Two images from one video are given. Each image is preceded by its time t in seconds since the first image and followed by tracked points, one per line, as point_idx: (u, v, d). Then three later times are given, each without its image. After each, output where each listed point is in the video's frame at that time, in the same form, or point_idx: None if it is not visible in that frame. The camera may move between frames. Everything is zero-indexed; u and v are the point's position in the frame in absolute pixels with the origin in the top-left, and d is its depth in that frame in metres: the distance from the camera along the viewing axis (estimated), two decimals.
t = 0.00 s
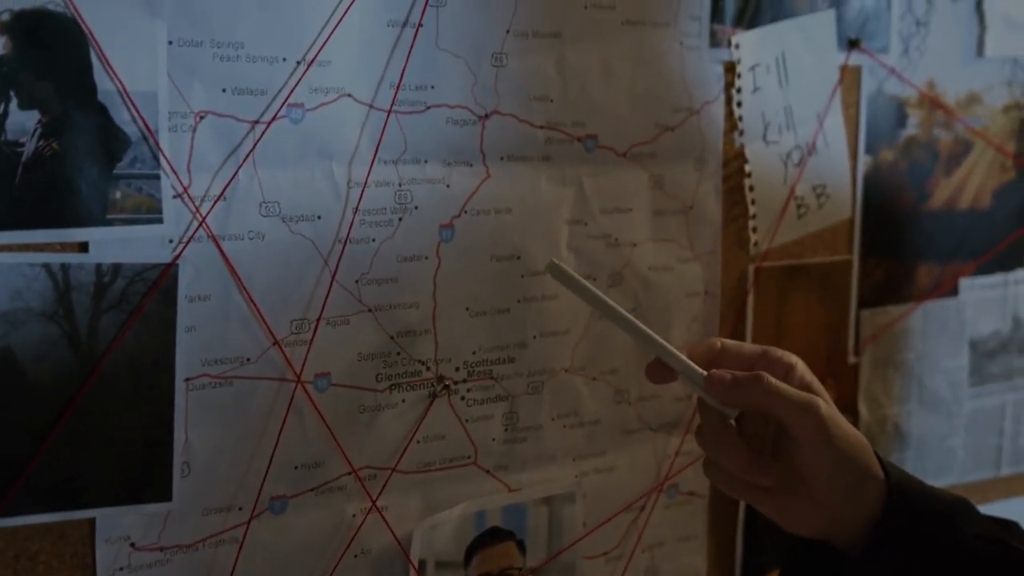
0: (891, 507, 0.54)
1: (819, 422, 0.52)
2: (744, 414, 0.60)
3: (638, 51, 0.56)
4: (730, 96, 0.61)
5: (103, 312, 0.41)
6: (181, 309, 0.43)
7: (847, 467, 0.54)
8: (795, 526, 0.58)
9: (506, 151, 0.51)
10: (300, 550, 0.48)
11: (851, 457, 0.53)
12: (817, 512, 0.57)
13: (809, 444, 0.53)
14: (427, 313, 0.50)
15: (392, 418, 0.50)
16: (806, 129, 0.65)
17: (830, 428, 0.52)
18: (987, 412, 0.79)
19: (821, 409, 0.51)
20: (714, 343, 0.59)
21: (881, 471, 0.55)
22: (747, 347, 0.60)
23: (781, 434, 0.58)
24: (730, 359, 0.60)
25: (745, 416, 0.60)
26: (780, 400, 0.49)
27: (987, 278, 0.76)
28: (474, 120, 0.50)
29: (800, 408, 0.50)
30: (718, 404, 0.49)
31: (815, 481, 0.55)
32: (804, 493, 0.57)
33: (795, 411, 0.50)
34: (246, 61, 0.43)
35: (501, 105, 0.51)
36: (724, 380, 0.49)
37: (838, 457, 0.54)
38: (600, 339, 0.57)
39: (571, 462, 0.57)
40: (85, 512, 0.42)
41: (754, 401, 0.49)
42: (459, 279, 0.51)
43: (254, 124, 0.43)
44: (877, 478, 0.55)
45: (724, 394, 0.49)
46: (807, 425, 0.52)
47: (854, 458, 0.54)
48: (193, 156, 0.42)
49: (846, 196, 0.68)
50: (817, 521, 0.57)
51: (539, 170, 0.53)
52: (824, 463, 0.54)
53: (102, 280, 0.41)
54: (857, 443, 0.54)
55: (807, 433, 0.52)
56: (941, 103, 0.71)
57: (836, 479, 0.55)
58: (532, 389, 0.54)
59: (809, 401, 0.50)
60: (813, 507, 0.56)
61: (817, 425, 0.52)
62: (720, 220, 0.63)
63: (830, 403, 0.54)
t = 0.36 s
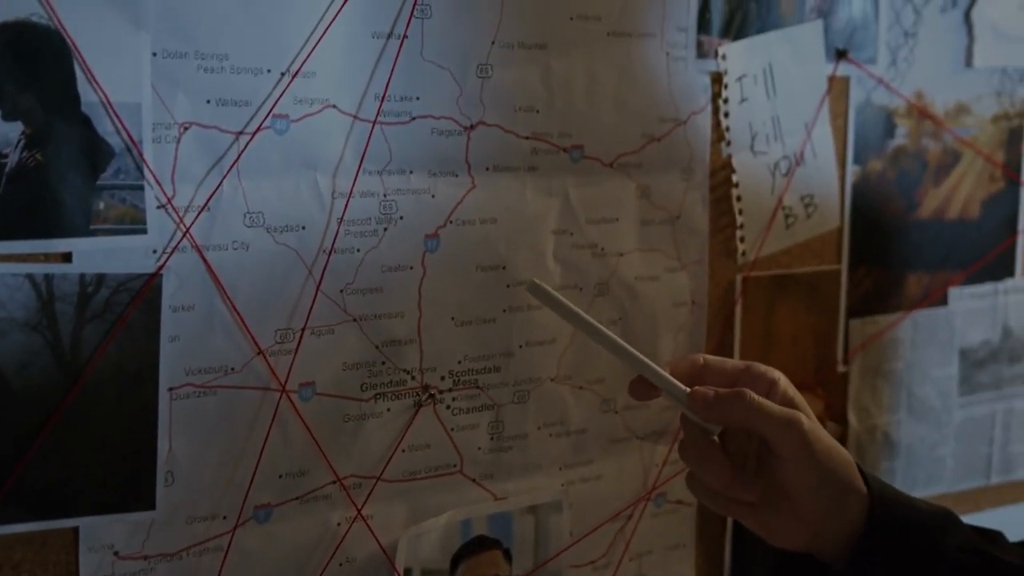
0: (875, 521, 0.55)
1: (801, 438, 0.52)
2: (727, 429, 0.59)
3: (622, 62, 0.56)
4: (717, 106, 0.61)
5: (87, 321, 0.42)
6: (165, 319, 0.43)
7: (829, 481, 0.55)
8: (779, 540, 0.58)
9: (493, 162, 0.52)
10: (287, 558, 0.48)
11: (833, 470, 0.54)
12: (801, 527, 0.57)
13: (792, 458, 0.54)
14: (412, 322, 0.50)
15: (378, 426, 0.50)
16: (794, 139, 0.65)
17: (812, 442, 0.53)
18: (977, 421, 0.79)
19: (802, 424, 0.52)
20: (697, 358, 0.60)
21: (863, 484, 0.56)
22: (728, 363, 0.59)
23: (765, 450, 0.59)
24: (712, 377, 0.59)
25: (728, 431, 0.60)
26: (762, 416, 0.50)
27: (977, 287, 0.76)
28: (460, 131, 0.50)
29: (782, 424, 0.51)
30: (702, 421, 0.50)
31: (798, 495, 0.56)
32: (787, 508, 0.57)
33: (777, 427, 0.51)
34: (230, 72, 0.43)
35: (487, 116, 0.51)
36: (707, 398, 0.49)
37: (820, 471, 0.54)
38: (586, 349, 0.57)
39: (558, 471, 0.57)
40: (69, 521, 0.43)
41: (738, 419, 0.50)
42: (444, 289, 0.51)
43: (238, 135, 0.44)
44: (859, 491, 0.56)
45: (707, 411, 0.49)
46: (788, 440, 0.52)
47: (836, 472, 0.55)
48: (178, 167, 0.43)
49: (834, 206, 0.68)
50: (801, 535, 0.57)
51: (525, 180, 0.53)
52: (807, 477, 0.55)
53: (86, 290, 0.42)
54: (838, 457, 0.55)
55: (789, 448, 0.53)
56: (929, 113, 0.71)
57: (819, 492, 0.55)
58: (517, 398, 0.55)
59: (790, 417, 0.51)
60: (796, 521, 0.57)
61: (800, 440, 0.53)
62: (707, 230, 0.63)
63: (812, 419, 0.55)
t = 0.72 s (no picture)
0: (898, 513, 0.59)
1: (846, 415, 0.57)
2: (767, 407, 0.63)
3: (614, 65, 0.56)
4: (710, 109, 0.61)
5: (77, 326, 0.42)
6: (156, 323, 0.43)
7: (862, 469, 0.59)
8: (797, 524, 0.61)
9: (484, 165, 0.52)
10: (278, 561, 0.48)
11: (864, 455, 0.58)
12: (823, 514, 0.60)
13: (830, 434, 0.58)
14: (404, 326, 0.50)
15: (370, 430, 0.50)
16: (787, 141, 0.65)
17: (849, 425, 0.58)
18: (973, 423, 0.79)
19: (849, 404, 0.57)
20: (753, 323, 0.62)
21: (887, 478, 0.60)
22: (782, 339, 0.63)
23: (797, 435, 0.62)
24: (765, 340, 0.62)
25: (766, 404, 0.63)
26: (814, 383, 0.54)
27: (972, 289, 0.76)
28: (451, 135, 0.50)
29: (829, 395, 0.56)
30: (758, 380, 0.53)
31: (830, 479, 0.59)
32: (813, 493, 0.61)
33: (826, 400, 0.56)
34: (220, 77, 0.43)
35: (478, 120, 0.51)
36: (766, 356, 0.52)
37: (854, 455, 0.58)
38: (579, 351, 0.57)
39: (551, 474, 0.57)
40: (60, 525, 0.43)
41: (791, 380, 0.53)
42: (436, 292, 0.51)
43: (229, 139, 0.44)
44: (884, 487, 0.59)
45: (767, 368, 0.53)
46: (831, 414, 0.57)
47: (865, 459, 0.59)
48: (168, 171, 0.43)
49: (828, 208, 0.68)
50: (824, 526, 0.60)
51: (516, 184, 0.53)
52: (840, 459, 0.59)
53: (76, 294, 0.42)
54: (872, 450, 0.59)
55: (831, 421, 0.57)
56: (923, 115, 0.71)
57: (850, 479, 0.59)
58: (510, 401, 0.55)
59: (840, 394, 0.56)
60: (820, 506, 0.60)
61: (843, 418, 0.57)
62: (700, 232, 0.63)
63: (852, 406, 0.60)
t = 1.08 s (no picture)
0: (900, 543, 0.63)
1: (835, 453, 0.61)
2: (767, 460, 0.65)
3: (609, 68, 0.56)
4: (706, 111, 0.62)
5: (73, 330, 0.42)
6: (153, 327, 0.44)
7: (858, 506, 0.63)
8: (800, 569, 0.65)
9: (480, 168, 0.52)
10: (276, 565, 0.48)
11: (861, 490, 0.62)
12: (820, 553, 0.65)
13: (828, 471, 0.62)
14: (400, 329, 0.50)
15: (366, 434, 0.50)
16: (783, 143, 0.65)
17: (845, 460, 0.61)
18: (971, 424, 0.78)
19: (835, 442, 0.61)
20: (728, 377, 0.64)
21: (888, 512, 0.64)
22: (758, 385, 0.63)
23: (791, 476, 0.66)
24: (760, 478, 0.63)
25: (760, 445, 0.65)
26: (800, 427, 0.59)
27: (970, 291, 0.76)
28: (447, 138, 0.50)
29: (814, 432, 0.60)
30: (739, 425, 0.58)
31: (832, 525, 0.64)
32: (816, 538, 0.65)
33: (815, 440, 0.60)
34: (215, 81, 0.43)
35: (473, 123, 0.51)
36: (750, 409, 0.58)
37: (853, 491, 0.62)
38: (575, 354, 0.57)
39: (548, 476, 0.57)
40: (57, 529, 0.43)
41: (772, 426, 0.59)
42: (432, 295, 0.51)
43: (224, 143, 0.44)
44: (884, 520, 0.63)
45: (750, 419, 0.59)
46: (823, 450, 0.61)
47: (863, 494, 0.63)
48: (163, 175, 0.43)
49: (825, 210, 0.68)
50: (828, 561, 0.65)
51: (512, 187, 0.53)
52: (837, 496, 0.63)
53: (72, 298, 0.42)
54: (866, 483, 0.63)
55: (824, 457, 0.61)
56: (920, 116, 0.71)
57: (846, 517, 0.63)
58: (506, 403, 0.55)
59: (827, 433, 0.60)
60: (818, 548, 0.65)
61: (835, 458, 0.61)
62: (697, 236, 0.63)
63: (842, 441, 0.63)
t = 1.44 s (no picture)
0: (900, 528, 0.59)
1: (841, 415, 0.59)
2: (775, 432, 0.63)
3: (605, 69, 0.57)
4: (702, 112, 0.62)
5: (71, 333, 0.42)
6: (151, 329, 0.44)
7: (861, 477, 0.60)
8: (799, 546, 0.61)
9: (477, 169, 0.52)
10: (273, 568, 0.48)
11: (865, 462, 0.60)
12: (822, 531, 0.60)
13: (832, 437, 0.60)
14: (398, 330, 0.50)
15: (365, 435, 0.50)
16: (779, 144, 0.65)
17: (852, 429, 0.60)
18: (968, 424, 0.79)
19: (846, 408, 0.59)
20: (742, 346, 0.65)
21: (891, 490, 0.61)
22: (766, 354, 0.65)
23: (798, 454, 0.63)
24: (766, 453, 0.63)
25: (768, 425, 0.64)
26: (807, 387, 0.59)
27: (966, 291, 0.76)
28: (444, 139, 0.50)
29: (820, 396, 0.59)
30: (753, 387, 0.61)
31: (833, 497, 0.60)
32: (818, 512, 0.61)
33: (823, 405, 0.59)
34: (212, 82, 0.43)
35: (470, 124, 0.51)
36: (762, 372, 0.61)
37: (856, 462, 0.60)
38: (572, 355, 0.57)
39: (546, 478, 0.57)
40: (55, 533, 0.43)
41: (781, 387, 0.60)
42: (429, 297, 0.51)
43: (221, 145, 0.44)
44: (887, 499, 0.60)
45: (762, 382, 0.61)
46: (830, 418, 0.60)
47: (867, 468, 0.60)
48: (161, 177, 0.43)
49: (821, 210, 0.68)
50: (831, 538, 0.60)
51: (509, 188, 0.53)
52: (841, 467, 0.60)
53: (70, 301, 0.42)
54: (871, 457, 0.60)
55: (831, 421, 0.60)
56: (916, 117, 0.71)
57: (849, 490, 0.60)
58: (504, 405, 0.55)
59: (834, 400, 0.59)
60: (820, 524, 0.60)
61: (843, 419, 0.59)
62: (695, 236, 0.63)
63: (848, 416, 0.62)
